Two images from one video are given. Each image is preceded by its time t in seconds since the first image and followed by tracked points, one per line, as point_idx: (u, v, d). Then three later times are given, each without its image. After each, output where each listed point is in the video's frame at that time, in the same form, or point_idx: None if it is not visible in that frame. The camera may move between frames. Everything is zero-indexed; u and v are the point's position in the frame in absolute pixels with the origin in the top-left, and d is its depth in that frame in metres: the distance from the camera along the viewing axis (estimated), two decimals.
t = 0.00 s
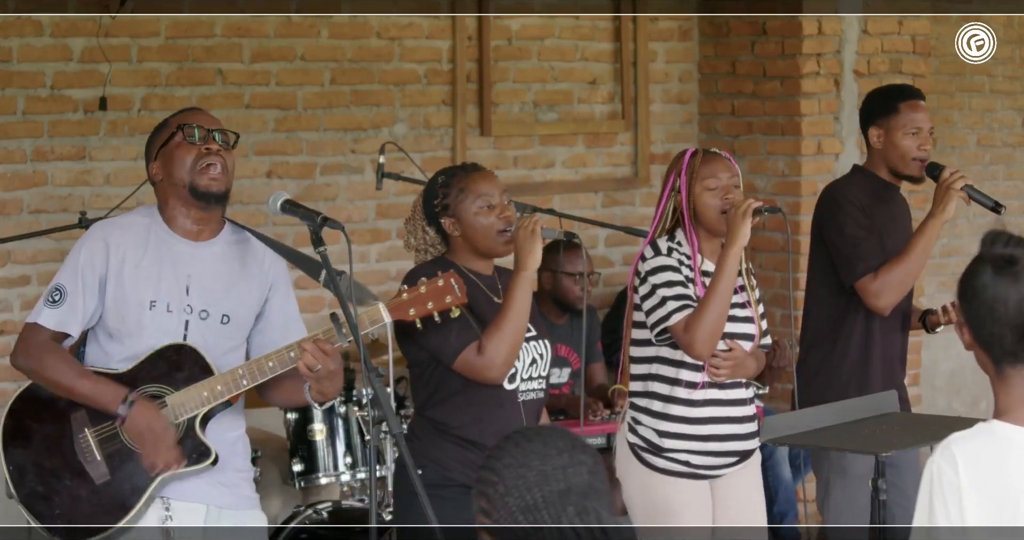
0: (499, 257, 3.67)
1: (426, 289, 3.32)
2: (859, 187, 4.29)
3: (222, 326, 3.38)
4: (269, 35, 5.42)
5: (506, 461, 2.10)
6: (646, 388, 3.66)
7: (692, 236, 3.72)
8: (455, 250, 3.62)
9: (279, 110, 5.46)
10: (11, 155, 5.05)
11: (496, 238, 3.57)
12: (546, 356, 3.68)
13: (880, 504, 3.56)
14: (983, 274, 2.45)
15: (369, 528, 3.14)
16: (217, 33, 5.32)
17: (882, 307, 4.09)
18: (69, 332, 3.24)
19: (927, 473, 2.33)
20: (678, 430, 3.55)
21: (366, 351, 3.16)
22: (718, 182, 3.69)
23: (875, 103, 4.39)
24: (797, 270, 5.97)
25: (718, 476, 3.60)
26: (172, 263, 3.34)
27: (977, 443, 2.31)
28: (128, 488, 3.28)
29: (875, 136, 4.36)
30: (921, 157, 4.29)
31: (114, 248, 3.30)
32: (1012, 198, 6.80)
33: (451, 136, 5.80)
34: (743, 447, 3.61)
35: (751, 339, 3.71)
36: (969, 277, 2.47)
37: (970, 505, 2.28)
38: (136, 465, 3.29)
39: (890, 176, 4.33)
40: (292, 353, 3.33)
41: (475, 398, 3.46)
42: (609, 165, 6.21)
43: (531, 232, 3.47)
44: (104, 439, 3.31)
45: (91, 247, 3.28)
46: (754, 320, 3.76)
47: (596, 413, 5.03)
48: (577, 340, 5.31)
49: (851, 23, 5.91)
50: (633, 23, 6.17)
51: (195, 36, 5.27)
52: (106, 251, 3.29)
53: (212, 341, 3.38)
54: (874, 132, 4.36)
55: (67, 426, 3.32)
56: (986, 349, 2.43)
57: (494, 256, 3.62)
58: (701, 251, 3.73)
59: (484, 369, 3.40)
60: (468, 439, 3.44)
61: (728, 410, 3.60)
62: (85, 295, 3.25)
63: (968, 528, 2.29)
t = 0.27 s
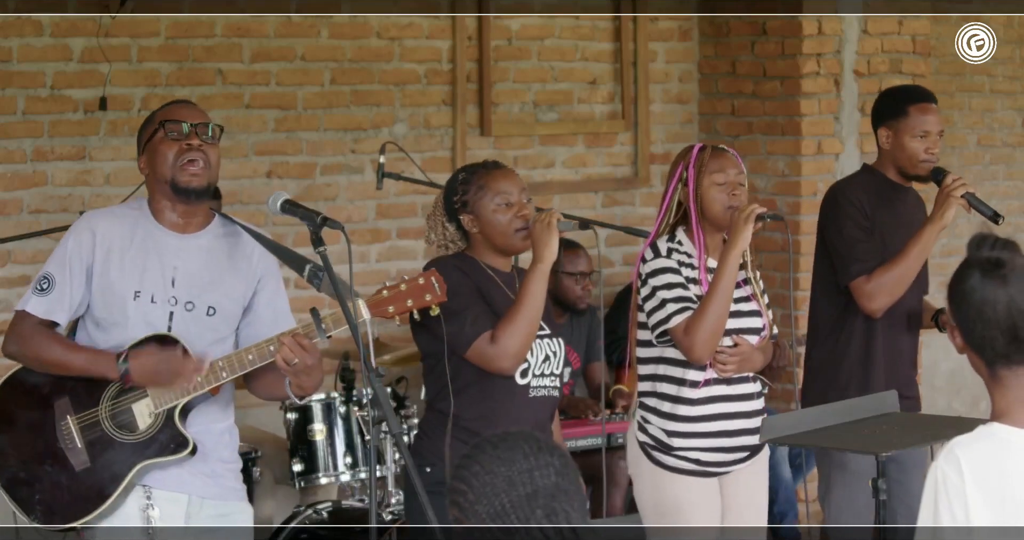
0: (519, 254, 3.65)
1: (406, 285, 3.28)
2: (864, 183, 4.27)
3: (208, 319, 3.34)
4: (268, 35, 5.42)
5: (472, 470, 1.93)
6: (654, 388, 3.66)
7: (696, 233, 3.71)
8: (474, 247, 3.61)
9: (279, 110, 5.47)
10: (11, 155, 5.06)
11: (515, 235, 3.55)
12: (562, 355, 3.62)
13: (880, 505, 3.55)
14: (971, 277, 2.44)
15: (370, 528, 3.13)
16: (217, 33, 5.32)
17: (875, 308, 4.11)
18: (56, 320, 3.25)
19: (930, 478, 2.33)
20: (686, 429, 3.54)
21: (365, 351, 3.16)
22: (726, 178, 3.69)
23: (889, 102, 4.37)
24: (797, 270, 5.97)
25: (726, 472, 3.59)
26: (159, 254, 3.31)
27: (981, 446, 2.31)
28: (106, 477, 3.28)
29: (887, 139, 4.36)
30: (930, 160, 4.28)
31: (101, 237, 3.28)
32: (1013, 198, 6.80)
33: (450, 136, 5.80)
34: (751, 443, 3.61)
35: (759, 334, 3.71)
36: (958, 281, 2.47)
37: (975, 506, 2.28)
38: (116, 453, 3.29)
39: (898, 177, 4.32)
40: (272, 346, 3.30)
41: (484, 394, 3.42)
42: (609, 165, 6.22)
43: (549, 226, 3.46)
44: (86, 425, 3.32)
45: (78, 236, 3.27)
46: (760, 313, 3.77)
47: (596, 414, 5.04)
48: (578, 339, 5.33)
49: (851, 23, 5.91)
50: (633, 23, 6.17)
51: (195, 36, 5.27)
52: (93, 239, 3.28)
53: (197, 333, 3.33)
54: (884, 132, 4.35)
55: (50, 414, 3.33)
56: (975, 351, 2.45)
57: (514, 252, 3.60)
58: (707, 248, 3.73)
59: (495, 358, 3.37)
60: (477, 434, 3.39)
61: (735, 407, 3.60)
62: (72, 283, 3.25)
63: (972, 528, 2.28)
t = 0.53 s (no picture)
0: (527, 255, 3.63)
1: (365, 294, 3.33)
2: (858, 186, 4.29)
3: (181, 320, 3.37)
4: (268, 35, 5.42)
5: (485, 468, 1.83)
6: (650, 392, 3.68)
7: (693, 242, 3.71)
8: (484, 243, 3.60)
9: (279, 110, 5.47)
10: (11, 155, 5.06)
11: (520, 238, 3.53)
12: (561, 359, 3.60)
13: (881, 505, 3.55)
14: (971, 278, 2.43)
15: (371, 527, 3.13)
16: (217, 33, 5.32)
17: (865, 309, 4.14)
18: (29, 322, 3.30)
19: (934, 478, 2.32)
20: (683, 434, 3.55)
21: (366, 352, 3.17)
22: (722, 190, 3.69)
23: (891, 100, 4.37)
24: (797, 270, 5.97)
25: (727, 472, 3.59)
26: (133, 256, 3.35)
27: (983, 446, 2.31)
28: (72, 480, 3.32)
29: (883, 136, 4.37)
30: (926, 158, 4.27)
31: (75, 241, 3.32)
32: (1013, 198, 6.79)
33: (450, 136, 5.79)
34: (751, 445, 3.61)
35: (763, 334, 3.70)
36: (957, 282, 2.47)
37: (977, 506, 2.28)
38: (81, 455, 3.33)
39: (896, 176, 4.31)
40: (233, 352, 3.32)
41: (478, 391, 3.41)
42: (609, 165, 6.21)
43: (555, 228, 3.43)
44: (56, 426, 3.36)
45: (53, 238, 3.31)
46: (764, 318, 3.73)
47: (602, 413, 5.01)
48: (576, 341, 5.34)
49: (851, 23, 5.91)
50: (633, 23, 6.17)
51: (195, 36, 5.27)
52: (67, 243, 3.32)
53: (170, 335, 3.37)
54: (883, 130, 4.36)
55: (23, 413, 3.39)
56: (975, 352, 2.44)
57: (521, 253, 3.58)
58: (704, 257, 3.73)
59: (486, 353, 3.35)
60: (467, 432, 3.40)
61: (732, 411, 3.60)
62: (46, 286, 3.30)
63: (976, 528, 2.28)
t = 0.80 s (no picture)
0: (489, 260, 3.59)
1: (275, 317, 3.40)
2: (856, 187, 4.30)
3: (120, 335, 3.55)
4: (268, 35, 5.42)
5: (556, 449, 2.04)
6: (640, 389, 3.70)
7: (685, 239, 3.73)
8: (445, 245, 3.56)
9: (279, 110, 5.47)
10: (11, 155, 5.06)
11: (481, 243, 3.49)
12: (524, 356, 3.50)
13: (881, 505, 3.56)
14: (987, 279, 2.41)
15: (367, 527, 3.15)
16: (217, 33, 5.32)
17: (863, 307, 4.14)
18: None
19: (924, 472, 2.33)
20: (669, 433, 3.58)
21: (366, 352, 3.18)
22: (713, 190, 3.67)
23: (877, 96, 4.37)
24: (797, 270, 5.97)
25: (715, 472, 3.59)
26: (73, 275, 3.54)
27: (977, 443, 2.30)
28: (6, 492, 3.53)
29: (869, 135, 4.37)
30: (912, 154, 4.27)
31: (16, 262, 3.54)
32: (1013, 198, 6.79)
33: (451, 136, 5.80)
34: (741, 448, 3.61)
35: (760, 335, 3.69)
36: (967, 284, 2.45)
37: (966, 505, 2.28)
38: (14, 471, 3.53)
39: (885, 173, 4.32)
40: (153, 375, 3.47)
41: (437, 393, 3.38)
42: (609, 165, 6.22)
43: (517, 235, 3.35)
44: None
45: None
46: (759, 318, 3.71)
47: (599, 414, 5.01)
48: (576, 340, 5.33)
49: (851, 23, 5.91)
50: (633, 23, 6.17)
51: (195, 36, 5.27)
52: (9, 262, 3.54)
53: (108, 350, 3.55)
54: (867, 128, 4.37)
55: None
56: (985, 352, 2.42)
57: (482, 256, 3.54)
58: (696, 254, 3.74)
59: (436, 354, 3.32)
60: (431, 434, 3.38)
61: (725, 412, 3.60)
62: None
63: (965, 528, 2.29)
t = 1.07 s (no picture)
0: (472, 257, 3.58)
1: (243, 312, 3.39)
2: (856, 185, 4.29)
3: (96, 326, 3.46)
4: (269, 35, 5.42)
5: (609, 446, 2.07)
6: (637, 387, 3.68)
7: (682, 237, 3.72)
8: (428, 245, 3.53)
9: (279, 110, 5.47)
10: (11, 155, 5.05)
11: (467, 238, 3.46)
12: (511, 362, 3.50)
13: (882, 505, 3.56)
14: (991, 274, 2.41)
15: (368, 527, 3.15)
16: (217, 33, 5.32)
17: (866, 306, 4.11)
18: None
19: (915, 469, 2.33)
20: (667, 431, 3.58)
21: (365, 351, 3.18)
22: (710, 188, 3.66)
23: (872, 98, 4.38)
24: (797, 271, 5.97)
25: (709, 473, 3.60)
26: (48, 266, 3.45)
27: (968, 439, 2.30)
28: None
29: (863, 136, 4.37)
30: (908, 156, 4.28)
31: None
32: (1012, 198, 6.80)
33: (451, 136, 5.80)
34: (732, 448, 3.61)
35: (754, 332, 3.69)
36: (972, 280, 2.44)
37: (957, 504, 2.29)
38: None
39: (881, 176, 4.31)
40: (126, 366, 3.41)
41: (423, 397, 3.38)
42: (609, 165, 6.22)
43: (503, 237, 3.35)
44: None
45: None
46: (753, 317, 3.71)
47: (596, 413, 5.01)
48: (575, 339, 5.34)
49: (851, 23, 5.91)
50: (633, 23, 6.17)
51: (195, 36, 5.27)
52: None
53: (85, 340, 3.47)
54: (863, 129, 4.37)
55: None
56: (988, 349, 2.41)
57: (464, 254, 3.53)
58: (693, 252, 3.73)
59: (428, 364, 3.32)
60: (415, 438, 3.38)
61: (723, 412, 3.61)
62: None
63: (954, 528, 2.29)
